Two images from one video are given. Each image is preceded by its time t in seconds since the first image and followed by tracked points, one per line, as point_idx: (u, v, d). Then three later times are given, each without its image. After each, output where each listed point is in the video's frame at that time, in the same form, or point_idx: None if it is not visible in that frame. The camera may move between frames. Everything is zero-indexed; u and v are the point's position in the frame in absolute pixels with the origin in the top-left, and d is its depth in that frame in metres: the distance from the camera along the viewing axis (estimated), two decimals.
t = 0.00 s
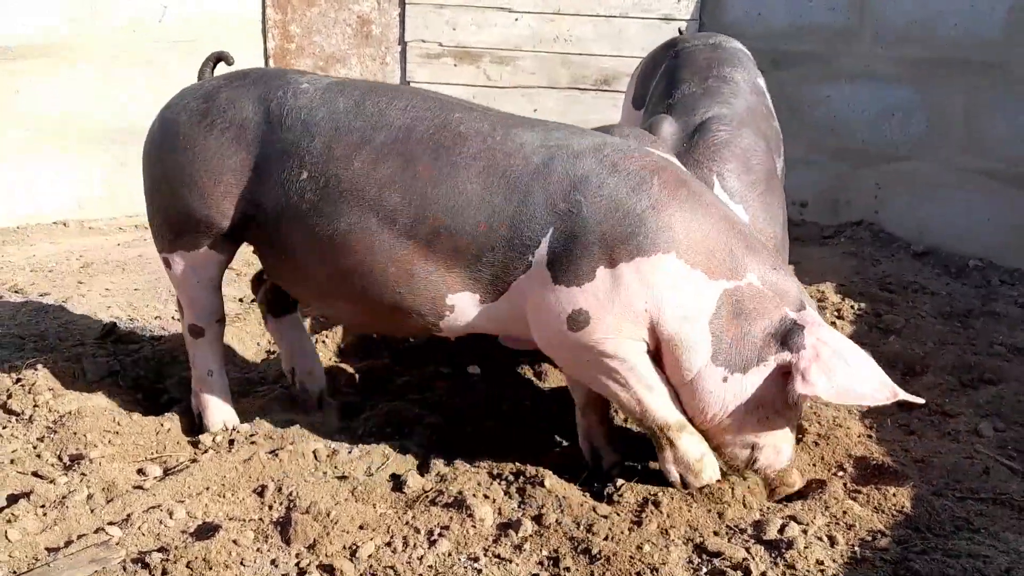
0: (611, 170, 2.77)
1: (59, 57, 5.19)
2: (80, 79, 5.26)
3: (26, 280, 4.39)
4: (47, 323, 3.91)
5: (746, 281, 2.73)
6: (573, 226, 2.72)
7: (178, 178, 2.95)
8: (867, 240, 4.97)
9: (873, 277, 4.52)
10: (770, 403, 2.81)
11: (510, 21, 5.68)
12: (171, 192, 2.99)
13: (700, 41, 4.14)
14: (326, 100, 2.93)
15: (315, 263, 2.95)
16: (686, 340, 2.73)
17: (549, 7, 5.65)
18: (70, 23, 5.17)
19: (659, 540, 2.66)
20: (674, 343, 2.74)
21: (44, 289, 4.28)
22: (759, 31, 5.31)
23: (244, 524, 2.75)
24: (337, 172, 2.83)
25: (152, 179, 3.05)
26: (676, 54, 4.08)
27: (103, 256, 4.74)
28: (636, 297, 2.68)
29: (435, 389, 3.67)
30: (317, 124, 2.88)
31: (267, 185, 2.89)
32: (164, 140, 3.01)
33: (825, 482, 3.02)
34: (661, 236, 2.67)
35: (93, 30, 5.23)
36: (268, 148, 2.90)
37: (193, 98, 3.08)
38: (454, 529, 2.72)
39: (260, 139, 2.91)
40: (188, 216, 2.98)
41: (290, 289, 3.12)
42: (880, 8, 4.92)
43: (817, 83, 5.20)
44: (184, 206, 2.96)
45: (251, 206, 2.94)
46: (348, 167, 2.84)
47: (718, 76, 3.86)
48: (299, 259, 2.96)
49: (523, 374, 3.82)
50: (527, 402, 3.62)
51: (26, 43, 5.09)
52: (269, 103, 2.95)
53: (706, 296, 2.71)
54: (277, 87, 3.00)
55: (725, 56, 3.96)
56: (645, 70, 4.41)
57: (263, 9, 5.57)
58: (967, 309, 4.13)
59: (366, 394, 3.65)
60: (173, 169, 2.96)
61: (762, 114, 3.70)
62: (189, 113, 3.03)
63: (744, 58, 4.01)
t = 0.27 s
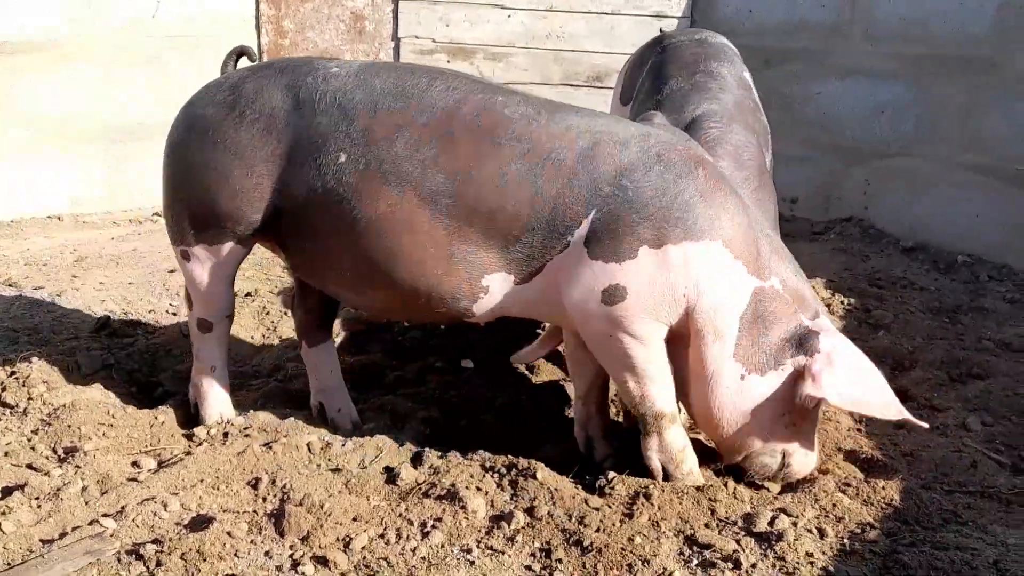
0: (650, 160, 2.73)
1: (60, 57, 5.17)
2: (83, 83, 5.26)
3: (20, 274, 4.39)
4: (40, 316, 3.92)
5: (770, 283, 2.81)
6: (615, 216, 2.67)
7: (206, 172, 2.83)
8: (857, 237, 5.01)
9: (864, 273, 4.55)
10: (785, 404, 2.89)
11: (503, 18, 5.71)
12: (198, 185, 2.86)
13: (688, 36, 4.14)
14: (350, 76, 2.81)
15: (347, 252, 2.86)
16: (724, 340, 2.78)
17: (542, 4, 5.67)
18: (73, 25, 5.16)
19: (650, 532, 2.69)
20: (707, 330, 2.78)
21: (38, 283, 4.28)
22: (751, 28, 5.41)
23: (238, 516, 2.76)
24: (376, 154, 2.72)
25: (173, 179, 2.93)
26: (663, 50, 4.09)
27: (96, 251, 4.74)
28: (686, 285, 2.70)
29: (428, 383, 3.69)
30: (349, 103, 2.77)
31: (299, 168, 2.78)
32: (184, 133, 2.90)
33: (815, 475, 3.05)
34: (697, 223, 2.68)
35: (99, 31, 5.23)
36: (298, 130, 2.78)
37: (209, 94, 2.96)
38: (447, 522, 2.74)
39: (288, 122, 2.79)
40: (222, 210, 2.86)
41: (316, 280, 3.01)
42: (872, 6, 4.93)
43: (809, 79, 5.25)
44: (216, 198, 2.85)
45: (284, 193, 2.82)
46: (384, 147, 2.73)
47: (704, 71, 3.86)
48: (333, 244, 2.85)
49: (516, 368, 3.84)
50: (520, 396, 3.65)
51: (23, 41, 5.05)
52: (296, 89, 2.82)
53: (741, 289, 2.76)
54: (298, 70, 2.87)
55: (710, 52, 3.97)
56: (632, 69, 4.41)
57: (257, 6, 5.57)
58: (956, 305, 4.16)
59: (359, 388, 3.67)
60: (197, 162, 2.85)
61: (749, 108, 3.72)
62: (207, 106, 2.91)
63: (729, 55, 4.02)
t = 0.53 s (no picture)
0: (702, 158, 2.80)
1: (57, 58, 5.12)
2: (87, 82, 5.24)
3: (7, 279, 4.36)
4: (28, 322, 3.88)
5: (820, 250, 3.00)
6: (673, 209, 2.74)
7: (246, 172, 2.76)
8: (847, 243, 5.02)
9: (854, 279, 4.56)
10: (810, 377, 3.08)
11: (494, 24, 5.71)
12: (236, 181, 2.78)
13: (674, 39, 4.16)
14: (387, 74, 2.78)
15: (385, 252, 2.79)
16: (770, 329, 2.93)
17: (534, 10, 5.68)
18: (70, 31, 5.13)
19: (641, 538, 2.68)
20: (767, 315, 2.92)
21: (25, 289, 4.25)
22: (743, 36, 5.38)
23: (227, 523, 2.74)
24: (417, 152, 2.69)
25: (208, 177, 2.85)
26: (654, 56, 4.03)
27: (84, 256, 4.71)
28: (749, 286, 2.80)
29: (419, 388, 3.67)
30: (389, 100, 2.73)
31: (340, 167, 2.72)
32: (219, 132, 2.83)
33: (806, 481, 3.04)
34: (751, 212, 2.78)
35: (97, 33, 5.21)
36: (337, 128, 2.72)
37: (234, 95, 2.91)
38: (438, 528, 2.72)
39: (327, 117, 2.74)
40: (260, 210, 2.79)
41: (347, 283, 2.95)
42: (861, 13, 4.95)
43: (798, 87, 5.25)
44: (255, 196, 2.77)
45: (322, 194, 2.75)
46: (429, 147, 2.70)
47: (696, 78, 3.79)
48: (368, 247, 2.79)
49: (507, 374, 3.83)
50: (510, 402, 3.63)
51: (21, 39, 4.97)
52: (329, 84, 2.78)
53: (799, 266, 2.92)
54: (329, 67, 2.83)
55: (702, 60, 3.92)
56: (618, 74, 4.36)
57: (249, 10, 5.77)
58: (946, 310, 4.18)
59: (349, 394, 3.65)
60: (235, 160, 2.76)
61: (741, 115, 3.64)
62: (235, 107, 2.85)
63: (720, 65, 3.98)
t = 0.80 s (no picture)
0: (778, 177, 2.75)
1: (60, 58, 5.14)
2: (89, 84, 5.25)
3: (10, 282, 4.36)
4: (31, 326, 3.89)
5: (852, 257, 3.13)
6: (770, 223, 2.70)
7: (312, 204, 2.33)
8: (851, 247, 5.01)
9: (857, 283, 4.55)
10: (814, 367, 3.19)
11: (498, 27, 5.71)
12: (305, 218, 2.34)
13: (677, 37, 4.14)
14: (459, 92, 2.48)
15: (464, 291, 2.52)
16: (823, 325, 3.04)
17: (537, 13, 5.68)
18: (71, 31, 5.14)
19: (644, 543, 2.67)
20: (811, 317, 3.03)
21: (29, 292, 4.26)
22: (745, 40, 5.44)
23: (229, 527, 2.74)
24: (515, 184, 2.42)
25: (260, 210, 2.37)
26: (660, 51, 3.93)
27: (88, 260, 4.72)
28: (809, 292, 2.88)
29: (421, 393, 3.67)
30: (472, 122, 2.42)
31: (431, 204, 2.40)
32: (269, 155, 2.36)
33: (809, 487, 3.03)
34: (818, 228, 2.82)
35: (100, 34, 5.23)
36: (424, 157, 2.39)
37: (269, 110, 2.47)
38: (439, 533, 2.71)
39: (410, 146, 2.38)
40: (328, 251, 2.38)
41: (406, 321, 2.71)
42: (865, 16, 4.96)
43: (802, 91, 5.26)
44: (330, 235, 2.36)
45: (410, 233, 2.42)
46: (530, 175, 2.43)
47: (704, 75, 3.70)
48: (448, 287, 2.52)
49: (510, 379, 3.83)
50: (513, 406, 3.63)
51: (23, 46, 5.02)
52: (400, 109, 2.41)
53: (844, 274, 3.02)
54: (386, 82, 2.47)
55: (709, 55, 3.83)
56: (624, 74, 4.29)
57: (252, 14, 5.72)
58: (950, 315, 4.16)
59: (352, 398, 3.64)
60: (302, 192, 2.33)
61: (749, 114, 3.55)
62: (279, 123, 2.41)
63: (726, 58, 3.88)
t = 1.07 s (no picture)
0: (822, 182, 2.79)
1: (59, 61, 5.20)
2: (88, 86, 5.29)
3: (10, 284, 4.37)
4: (30, 328, 3.90)
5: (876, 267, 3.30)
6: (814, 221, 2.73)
7: (375, 186, 2.25)
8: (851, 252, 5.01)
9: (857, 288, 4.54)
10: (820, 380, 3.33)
11: (499, 31, 5.68)
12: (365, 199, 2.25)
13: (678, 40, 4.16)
14: (521, 75, 2.43)
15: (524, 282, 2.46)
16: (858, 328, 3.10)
17: (539, 17, 5.66)
18: (67, 32, 5.19)
19: (641, 548, 2.67)
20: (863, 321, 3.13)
21: (28, 294, 4.26)
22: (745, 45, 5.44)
23: (226, 530, 2.74)
24: (588, 170, 2.39)
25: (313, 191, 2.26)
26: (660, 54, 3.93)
27: (87, 262, 4.72)
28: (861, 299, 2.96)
29: (420, 397, 3.67)
30: (540, 105, 2.38)
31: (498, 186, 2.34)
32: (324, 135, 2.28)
33: (807, 491, 3.03)
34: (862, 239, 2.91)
35: (100, 36, 5.27)
36: (488, 138, 2.33)
37: (313, 95, 2.39)
38: (437, 537, 2.71)
39: (474, 129, 2.33)
40: (385, 234, 2.29)
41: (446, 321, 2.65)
42: (865, 22, 4.98)
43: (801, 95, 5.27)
44: (389, 218, 2.27)
45: (470, 219, 2.35)
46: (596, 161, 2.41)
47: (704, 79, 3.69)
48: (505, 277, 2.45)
49: (508, 383, 3.82)
50: (512, 410, 3.63)
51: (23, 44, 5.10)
52: (462, 94, 2.36)
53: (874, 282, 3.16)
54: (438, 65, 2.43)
55: (708, 59, 3.83)
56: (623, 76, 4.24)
57: (253, 17, 5.64)
58: (949, 321, 4.16)
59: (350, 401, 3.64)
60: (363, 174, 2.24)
61: (747, 119, 3.55)
62: (326, 108, 2.32)
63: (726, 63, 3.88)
